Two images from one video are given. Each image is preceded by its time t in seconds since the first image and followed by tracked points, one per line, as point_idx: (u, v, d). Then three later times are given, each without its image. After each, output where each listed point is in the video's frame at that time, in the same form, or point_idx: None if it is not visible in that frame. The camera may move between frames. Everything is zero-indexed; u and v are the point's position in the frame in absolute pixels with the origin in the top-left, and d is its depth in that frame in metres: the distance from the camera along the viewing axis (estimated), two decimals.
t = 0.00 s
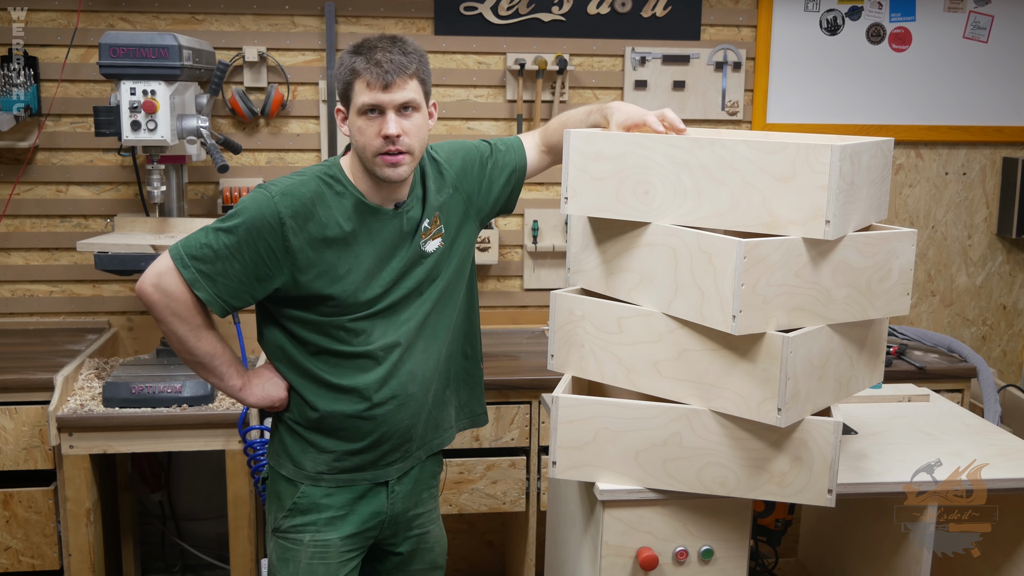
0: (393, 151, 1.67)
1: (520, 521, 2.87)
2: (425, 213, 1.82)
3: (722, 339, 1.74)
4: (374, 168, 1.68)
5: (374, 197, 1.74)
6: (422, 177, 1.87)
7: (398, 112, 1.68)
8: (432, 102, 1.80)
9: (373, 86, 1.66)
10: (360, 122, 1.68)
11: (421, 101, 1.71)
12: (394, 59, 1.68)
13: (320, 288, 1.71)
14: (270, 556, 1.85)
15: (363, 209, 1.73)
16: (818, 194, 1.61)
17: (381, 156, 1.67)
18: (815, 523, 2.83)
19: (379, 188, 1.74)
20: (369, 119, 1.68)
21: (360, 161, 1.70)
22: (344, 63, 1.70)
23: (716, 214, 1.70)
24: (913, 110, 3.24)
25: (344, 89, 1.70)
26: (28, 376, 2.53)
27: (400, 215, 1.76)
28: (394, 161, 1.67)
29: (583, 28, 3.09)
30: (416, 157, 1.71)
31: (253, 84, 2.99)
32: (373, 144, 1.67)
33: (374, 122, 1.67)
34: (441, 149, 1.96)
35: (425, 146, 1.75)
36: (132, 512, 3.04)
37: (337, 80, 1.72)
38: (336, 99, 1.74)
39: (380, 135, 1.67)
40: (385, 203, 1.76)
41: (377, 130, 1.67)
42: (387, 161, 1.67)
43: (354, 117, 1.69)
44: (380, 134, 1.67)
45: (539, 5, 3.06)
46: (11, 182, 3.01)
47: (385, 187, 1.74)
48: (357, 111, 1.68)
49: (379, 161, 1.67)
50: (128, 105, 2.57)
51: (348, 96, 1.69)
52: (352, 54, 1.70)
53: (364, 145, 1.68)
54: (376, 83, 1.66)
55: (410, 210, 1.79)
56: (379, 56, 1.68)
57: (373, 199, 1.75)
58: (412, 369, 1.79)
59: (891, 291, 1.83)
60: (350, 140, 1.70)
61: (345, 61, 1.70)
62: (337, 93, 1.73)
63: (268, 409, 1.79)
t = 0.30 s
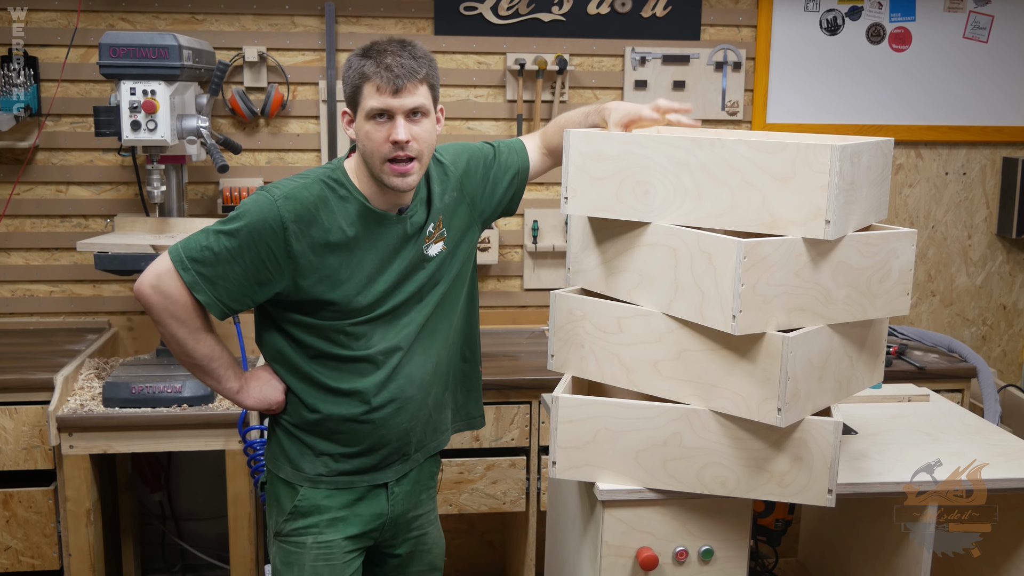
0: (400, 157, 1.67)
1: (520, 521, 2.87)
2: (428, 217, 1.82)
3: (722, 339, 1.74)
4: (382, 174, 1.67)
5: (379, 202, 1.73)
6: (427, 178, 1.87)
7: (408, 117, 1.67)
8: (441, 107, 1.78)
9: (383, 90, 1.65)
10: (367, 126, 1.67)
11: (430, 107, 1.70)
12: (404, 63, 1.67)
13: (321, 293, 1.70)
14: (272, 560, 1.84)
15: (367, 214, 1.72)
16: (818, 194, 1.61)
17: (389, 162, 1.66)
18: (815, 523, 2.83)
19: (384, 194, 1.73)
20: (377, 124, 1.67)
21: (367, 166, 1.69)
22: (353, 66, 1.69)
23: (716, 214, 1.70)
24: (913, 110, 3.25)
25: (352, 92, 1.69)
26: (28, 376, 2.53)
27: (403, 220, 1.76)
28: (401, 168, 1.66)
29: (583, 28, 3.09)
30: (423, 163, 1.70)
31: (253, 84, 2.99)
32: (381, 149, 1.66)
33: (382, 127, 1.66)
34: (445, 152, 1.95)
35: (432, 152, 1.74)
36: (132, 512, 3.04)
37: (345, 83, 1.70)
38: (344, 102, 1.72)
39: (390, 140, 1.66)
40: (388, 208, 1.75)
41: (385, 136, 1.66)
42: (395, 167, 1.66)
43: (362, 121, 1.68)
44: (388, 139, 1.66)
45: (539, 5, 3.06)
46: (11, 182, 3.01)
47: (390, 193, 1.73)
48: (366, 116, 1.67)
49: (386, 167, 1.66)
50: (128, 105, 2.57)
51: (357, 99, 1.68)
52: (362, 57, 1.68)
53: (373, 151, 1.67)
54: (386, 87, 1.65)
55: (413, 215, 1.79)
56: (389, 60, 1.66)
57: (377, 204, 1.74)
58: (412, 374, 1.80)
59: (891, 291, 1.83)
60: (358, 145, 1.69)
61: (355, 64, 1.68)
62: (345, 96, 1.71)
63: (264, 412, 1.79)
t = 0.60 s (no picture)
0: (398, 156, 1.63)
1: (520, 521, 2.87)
2: (428, 218, 1.80)
3: (722, 339, 1.74)
4: (378, 174, 1.63)
5: (375, 202, 1.70)
6: (425, 178, 1.84)
7: (402, 116, 1.63)
8: (435, 103, 1.75)
9: (375, 90, 1.61)
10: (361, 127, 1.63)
11: (423, 104, 1.67)
12: (395, 60, 1.63)
13: (321, 299, 1.67)
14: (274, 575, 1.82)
15: (366, 216, 1.69)
16: (818, 194, 1.61)
17: (385, 162, 1.63)
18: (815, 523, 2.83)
19: (381, 195, 1.70)
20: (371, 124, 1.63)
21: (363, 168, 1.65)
22: (342, 66, 1.64)
23: (716, 214, 1.70)
24: (913, 110, 3.25)
25: (343, 93, 1.64)
26: (28, 376, 2.53)
27: (402, 221, 1.73)
28: (399, 167, 1.62)
29: (583, 28, 3.09)
30: (418, 162, 1.67)
31: (253, 84, 2.99)
32: (376, 150, 1.62)
33: (377, 127, 1.62)
34: (443, 151, 1.93)
35: (427, 149, 1.71)
36: (132, 512, 3.04)
37: (335, 84, 1.66)
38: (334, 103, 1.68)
39: (384, 141, 1.62)
40: (386, 208, 1.72)
41: (380, 136, 1.62)
42: (392, 167, 1.63)
43: (355, 121, 1.64)
44: (384, 139, 1.62)
45: (539, 5, 3.06)
46: (11, 182, 3.01)
47: (386, 193, 1.70)
48: (358, 116, 1.62)
49: (384, 168, 1.63)
50: (128, 105, 2.57)
51: (348, 100, 1.63)
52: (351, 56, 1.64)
53: (368, 151, 1.63)
54: (378, 86, 1.61)
55: (415, 216, 1.77)
56: (379, 58, 1.62)
57: (374, 205, 1.70)
58: (415, 378, 1.78)
59: (891, 291, 1.83)
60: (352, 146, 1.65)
61: (344, 64, 1.64)
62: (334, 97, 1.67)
63: (264, 421, 1.75)
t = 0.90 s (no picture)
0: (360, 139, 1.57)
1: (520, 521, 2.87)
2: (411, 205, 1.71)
3: (722, 339, 1.74)
4: (341, 160, 1.57)
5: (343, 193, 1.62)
6: (401, 170, 1.75)
7: (357, 96, 1.57)
8: (394, 82, 1.69)
9: (326, 73, 1.55)
10: (317, 114, 1.57)
11: (379, 83, 1.61)
12: (342, 40, 1.57)
13: (307, 296, 1.57)
14: None
15: (341, 207, 1.60)
16: (818, 194, 1.61)
17: (347, 147, 1.56)
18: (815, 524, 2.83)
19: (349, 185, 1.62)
20: (326, 109, 1.57)
21: (325, 157, 1.59)
22: (290, 54, 1.59)
23: (716, 214, 1.70)
24: (913, 110, 3.24)
25: (295, 82, 1.59)
26: (28, 376, 2.53)
27: (376, 207, 1.64)
28: (361, 150, 1.56)
29: (583, 28, 3.09)
30: (382, 144, 1.60)
31: (253, 84, 2.99)
32: (336, 135, 1.56)
33: (333, 112, 1.56)
34: (415, 144, 1.84)
35: (390, 129, 1.64)
36: (132, 513, 3.04)
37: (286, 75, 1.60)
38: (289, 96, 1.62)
39: (343, 124, 1.56)
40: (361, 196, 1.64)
41: (338, 120, 1.56)
42: (354, 150, 1.56)
43: (310, 109, 1.58)
44: (342, 123, 1.56)
45: (539, 5, 3.06)
46: (11, 182, 3.01)
47: (355, 181, 1.62)
48: (313, 103, 1.57)
49: (345, 153, 1.56)
50: (128, 105, 2.57)
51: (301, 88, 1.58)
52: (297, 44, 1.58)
53: (327, 137, 1.57)
54: (328, 68, 1.55)
55: (395, 206, 1.67)
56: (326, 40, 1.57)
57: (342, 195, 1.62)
58: (414, 373, 1.69)
59: (891, 291, 1.83)
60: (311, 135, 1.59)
61: (291, 52, 1.58)
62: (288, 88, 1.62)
63: (265, 433, 1.62)
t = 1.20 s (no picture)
0: (349, 143, 1.52)
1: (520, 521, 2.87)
2: (397, 209, 1.66)
3: (722, 339, 1.74)
4: (329, 166, 1.52)
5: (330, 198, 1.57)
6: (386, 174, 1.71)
7: (345, 100, 1.53)
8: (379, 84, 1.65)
9: (312, 77, 1.51)
10: (304, 119, 1.53)
11: (366, 86, 1.56)
12: (328, 42, 1.52)
13: (293, 308, 1.53)
14: None
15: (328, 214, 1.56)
16: (817, 194, 1.61)
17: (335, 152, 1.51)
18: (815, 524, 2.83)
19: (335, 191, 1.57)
20: (314, 113, 1.52)
21: (312, 163, 1.54)
22: (273, 58, 1.54)
23: (716, 214, 1.70)
24: (913, 110, 3.24)
25: (279, 88, 1.54)
26: (28, 376, 2.53)
27: (365, 214, 1.59)
28: (351, 155, 1.51)
29: (583, 28, 3.08)
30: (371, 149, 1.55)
31: (253, 84, 2.99)
32: (324, 140, 1.51)
33: (321, 116, 1.52)
34: (400, 145, 1.80)
35: (378, 134, 1.59)
36: (132, 512, 3.04)
37: (269, 79, 1.55)
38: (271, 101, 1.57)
39: (331, 128, 1.51)
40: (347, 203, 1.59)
41: (325, 124, 1.51)
42: (343, 156, 1.51)
43: (296, 113, 1.53)
44: (329, 127, 1.51)
45: (539, 5, 3.05)
46: (11, 182, 3.01)
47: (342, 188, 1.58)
48: (299, 107, 1.52)
49: (333, 158, 1.51)
50: (128, 105, 2.57)
51: (285, 92, 1.53)
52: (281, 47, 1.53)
53: (315, 142, 1.52)
54: (315, 71, 1.51)
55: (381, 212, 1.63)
56: (311, 42, 1.52)
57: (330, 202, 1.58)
58: (406, 381, 1.65)
59: (891, 291, 1.83)
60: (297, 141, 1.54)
61: (275, 56, 1.53)
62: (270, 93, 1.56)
63: (254, 445, 1.58)
